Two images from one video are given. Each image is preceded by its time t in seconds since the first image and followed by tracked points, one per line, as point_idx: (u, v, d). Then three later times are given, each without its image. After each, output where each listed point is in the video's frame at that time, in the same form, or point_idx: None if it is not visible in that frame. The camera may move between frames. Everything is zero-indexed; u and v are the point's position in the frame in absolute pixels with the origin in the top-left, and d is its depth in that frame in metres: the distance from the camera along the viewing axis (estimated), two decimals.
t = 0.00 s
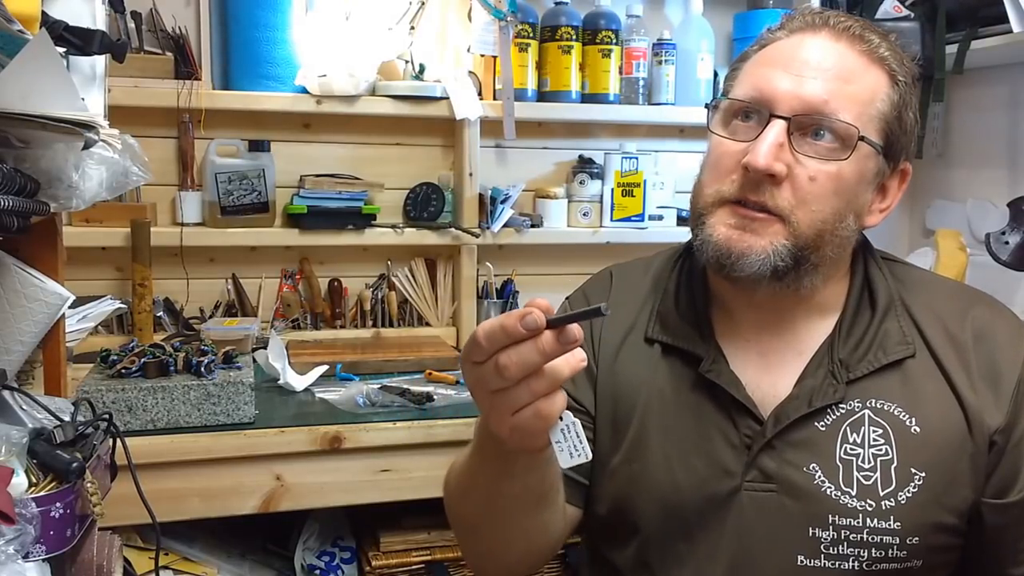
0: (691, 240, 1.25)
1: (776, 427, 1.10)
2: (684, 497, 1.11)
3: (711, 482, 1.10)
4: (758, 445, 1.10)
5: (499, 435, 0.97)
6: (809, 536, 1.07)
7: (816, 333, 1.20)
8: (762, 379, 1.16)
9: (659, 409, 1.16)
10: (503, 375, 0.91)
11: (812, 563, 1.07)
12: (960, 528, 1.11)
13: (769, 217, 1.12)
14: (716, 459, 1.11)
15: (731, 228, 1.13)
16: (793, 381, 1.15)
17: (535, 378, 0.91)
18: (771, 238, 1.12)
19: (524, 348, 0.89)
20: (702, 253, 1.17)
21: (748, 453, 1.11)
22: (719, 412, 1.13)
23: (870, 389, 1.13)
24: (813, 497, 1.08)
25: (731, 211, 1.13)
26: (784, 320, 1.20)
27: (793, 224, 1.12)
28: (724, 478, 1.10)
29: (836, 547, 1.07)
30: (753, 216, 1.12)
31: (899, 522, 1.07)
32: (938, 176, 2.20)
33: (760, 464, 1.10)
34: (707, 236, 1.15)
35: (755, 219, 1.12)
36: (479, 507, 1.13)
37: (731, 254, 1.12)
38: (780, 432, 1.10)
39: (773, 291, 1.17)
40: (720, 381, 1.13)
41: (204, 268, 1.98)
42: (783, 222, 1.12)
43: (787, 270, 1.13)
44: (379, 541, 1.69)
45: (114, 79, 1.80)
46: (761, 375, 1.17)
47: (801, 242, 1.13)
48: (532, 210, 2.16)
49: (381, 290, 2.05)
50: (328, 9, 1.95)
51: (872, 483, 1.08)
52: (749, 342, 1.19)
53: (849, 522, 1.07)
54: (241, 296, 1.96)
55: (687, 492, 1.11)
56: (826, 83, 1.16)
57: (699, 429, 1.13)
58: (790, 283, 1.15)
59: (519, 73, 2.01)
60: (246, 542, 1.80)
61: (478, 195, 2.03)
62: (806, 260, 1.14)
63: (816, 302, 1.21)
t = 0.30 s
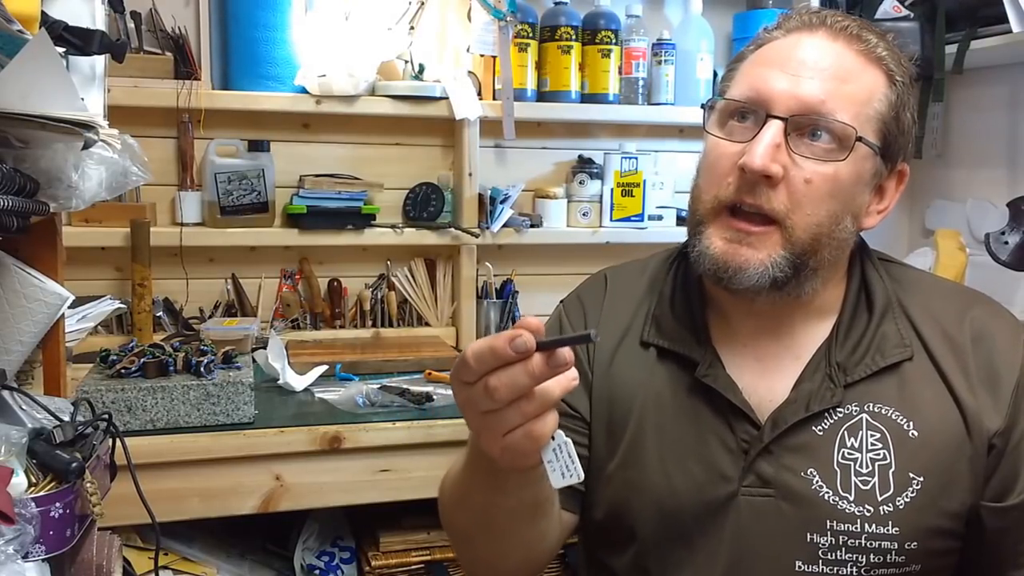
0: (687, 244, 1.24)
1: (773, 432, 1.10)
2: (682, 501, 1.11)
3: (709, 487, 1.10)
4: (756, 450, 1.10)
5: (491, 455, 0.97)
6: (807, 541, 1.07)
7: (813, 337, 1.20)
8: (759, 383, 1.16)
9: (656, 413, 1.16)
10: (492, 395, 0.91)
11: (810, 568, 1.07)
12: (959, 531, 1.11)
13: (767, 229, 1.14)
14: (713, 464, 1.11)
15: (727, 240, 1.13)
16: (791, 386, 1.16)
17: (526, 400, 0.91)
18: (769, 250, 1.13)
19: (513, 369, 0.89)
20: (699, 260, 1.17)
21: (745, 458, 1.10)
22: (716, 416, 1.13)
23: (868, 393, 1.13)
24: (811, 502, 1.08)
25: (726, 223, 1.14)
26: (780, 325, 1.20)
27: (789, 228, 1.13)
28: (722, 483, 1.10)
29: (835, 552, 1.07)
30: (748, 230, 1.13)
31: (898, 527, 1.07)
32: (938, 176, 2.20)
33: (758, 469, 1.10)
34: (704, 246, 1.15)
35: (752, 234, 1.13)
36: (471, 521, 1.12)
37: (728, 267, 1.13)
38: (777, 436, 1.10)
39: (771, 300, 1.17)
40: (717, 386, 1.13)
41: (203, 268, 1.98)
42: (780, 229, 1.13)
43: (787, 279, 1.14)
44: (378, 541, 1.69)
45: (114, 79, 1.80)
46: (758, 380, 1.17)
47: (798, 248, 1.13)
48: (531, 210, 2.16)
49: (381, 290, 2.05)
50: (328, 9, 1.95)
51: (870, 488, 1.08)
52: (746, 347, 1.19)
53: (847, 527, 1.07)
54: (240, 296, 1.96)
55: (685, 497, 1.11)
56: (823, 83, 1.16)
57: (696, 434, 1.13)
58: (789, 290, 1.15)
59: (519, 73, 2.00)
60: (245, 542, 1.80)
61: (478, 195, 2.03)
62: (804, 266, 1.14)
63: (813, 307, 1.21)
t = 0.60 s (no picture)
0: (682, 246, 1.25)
1: (769, 435, 1.10)
2: (679, 505, 1.11)
3: (705, 491, 1.10)
4: (752, 454, 1.10)
5: (485, 476, 0.97)
6: (804, 545, 1.07)
7: (808, 340, 1.20)
8: (755, 386, 1.16)
9: (651, 416, 1.16)
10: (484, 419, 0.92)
11: (807, 572, 1.07)
12: (957, 533, 1.11)
13: (760, 231, 1.13)
14: (710, 468, 1.11)
15: (720, 243, 1.14)
16: (786, 389, 1.16)
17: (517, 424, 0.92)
18: (762, 253, 1.13)
19: (505, 394, 0.89)
20: (694, 263, 1.17)
21: (742, 462, 1.10)
22: (713, 420, 1.13)
23: (865, 396, 1.13)
24: (808, 506, 1.08)
25: (721, 225, 1.14)
26: (776, 327, 1.20)
27: (782, 233, 1.13)
28: (719, 487, 1.10)
29: (832, 557, 1.07)
30: (742, 233, 1.13)
31: (895, 531, 1.07)
32: (938, 176, 2.20)
33: (754, 473, 1.10)
34: (698, 248, 1.15)
35: (745, 235, 1.13)
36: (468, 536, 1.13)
37: (721, 270, 1.13)
38: (774, 440, 1.10)
39: (765, 303, 1.17)
40: (713, 390, 1.13)
41: (203, 268, 1.98)
42: (773, 233, 1.13)
43: (780, 282, 1.14)
44: (378, 541, 1.70)
45: (114, 78, 1.80)
46: (753, 383, 1.17)
47: (791, 253, 1.13)
48: (531, 210, 2.16)
49: (380, 290, 2.05)
50: (328, 9, 1.95)
51: (867, 492, 1.08)
52: (741, 349, 1.20)
53: (845, 531, 1.07)
54: (240, 296, 1.97)
55: (682, 501, 1.11)
56: (818, 86, 1.16)
57: (693, 437, 1.13)
58: (782, 293, 1.15)
59: (519, 73, 2.00)
60: (245, 542, 1.80)
61: (478, 195, 2.03)
62: (797, 270, 1.14)
63: (808, 309, 1.21)
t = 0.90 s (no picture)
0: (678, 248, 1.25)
1: (767, 438, 1.10)
2: (677, 509, 1.11)
3: (703, 494, 1.11)
4: (750, 457, 1.10)
5: (481, 485, 0.97)
6: (803, 549, 1.07)
7: (805, 343, 1.20)
8: (752, 389, 1.16)
9: (649, 419, 1.16)
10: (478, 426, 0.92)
11: None
12: (956, 536, 1.11)
13: (755, 230, 1.13)
14: (708, 472, 1.11)
15: (717, 241, 1.13)
16: (784, 392, 1.16)
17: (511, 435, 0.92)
18: (758, 251, 1.12)
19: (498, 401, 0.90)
20: (691, 266, 1.17)
21: (740, 465, 1.11)
22: (711, 423, 1.13)
23: (862, 399, 1.13)
24: (807, 508, 1.08)
25: (718, 224, 1.14)
26: (773, 329, 1.20)
27: (778, 234, 1.13)
28: (717, 490, 1.10)
29: (830, 560, 1.06)
30: (739, 230, 1.13)
31: (893, 534, 1.07)
32: (938, 176, 2.20)
33: (752, 476, 1.10)
34: (694, 250, 1.15)
35: (741, 233, 1.13)
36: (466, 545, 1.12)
37: (719, 268, 1.13)
38: (771, 443, 1.10)
39: (762, 304, 1.17)
40: (710, 393, 1.13)
41: (202, 268, 1.98)
42: (768, 234, 1.13)
43: (776, 283, 1.14)
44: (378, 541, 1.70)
45: (113, 78, 1.80)
46: (751, 386, 1.17)
47: (787, 254, 1.13)
48: (531, 210, 2.16)
49: (380, 290, 2.05)
50: (328, 9, 1.95)
51: (865, 495, 1.08)
52: (738, 351, 1.20)
53: (843, 534, 1.06)
54: (240, 296, 1.96)
55: (680, 504, 1.11)
56: (814, 87, 1.16)
57: (690, 440, 1.13)
58: (778, 294, 1.15)
59: (518, 73, 2.00)
60: (245, 542, 1.80)
61: (478, 195, 2.03)
62: (793, 271, 1.14)
63: (805, 312, 1.21)
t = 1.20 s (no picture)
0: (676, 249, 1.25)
1: (766, 440, 1.10)
2: (677, 512, 1.11)
3: (702, 497, 1.11)
4: (749, 459, 1.10)
5: (478, 482, 0.95)
6: (802, 551, 1.07)
7: (803, 344, 1.20)
8: (751, 391, 1.16)
9: (648, 421, 1.16)
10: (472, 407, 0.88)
11: None
12: (955, 536, 1.11)
13: (752, 231, 1.13)
14: (708, 473, 1.11)
15: (716, 241, 1.14)
16: (783, 394, 1.16)
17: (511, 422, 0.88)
18: (754, 251, 1.12)
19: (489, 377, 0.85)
20: (689, 267, 1.17)
21: (739, 467, 1.11)
22: (710, 425, 1.13)
23: (861, 401, 1.13)
24: (806, 510, 1.08)
25: (716, 225, 1.14)
26: (772, 331, 1.20)
27: (776, 235, 1.13)
28: (716, 492, 1.10)
29: (830, 562, 1.07)
30: (736, 230, 1.13)
31: (893, 536, 1.07)
32: (938, 176, 2.20)
33: (752, 478, 1.10)
34: (693, 251, 1.15)
35: (738, 233, 1.13)
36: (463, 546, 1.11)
37: (718, 268, 1.13)
38: (770, 445, 1.10)
39: (761, 305, 1.17)
40: (709, 395, 1.13)
41: (202, 267, 1.98)
42: (765, 235, 1.13)
43: (774, 283, 1.14)
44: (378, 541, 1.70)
45: (113, 78, 1.80)
46: (750, 388, 1.17)
47: (785, 254, 1.13)
48: (530, 210, 2.16)
49: (379, 290, 2.05)
50: (328, 9, 1.95)
51: (865, 497, 1.08)
52: (737, 352, 1.20)
53: (842, 536, 1.06)
54: (239, 296, 1.96)
55: (678, 506, 1.11)
56: (811, 87, 1.16)
57: (689, 441, 1.13)
58: (777, 294, 1.15)
59: (518, 73, 2.00)
60: (244, 542, 1.80)
61: (477, 195, 2.03)
62: (792, 271, 1.14)
63: (803, 313, 1.21)
